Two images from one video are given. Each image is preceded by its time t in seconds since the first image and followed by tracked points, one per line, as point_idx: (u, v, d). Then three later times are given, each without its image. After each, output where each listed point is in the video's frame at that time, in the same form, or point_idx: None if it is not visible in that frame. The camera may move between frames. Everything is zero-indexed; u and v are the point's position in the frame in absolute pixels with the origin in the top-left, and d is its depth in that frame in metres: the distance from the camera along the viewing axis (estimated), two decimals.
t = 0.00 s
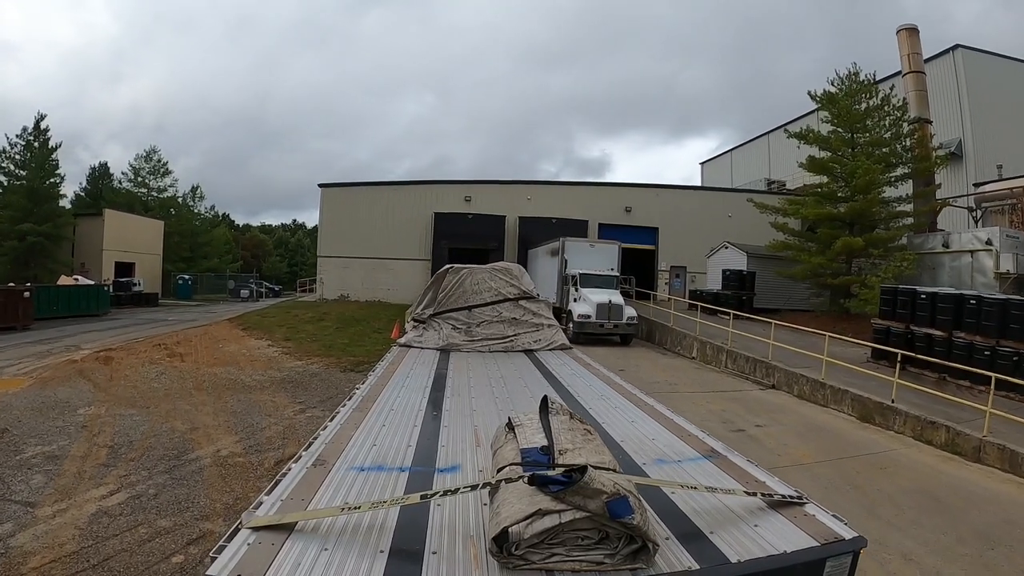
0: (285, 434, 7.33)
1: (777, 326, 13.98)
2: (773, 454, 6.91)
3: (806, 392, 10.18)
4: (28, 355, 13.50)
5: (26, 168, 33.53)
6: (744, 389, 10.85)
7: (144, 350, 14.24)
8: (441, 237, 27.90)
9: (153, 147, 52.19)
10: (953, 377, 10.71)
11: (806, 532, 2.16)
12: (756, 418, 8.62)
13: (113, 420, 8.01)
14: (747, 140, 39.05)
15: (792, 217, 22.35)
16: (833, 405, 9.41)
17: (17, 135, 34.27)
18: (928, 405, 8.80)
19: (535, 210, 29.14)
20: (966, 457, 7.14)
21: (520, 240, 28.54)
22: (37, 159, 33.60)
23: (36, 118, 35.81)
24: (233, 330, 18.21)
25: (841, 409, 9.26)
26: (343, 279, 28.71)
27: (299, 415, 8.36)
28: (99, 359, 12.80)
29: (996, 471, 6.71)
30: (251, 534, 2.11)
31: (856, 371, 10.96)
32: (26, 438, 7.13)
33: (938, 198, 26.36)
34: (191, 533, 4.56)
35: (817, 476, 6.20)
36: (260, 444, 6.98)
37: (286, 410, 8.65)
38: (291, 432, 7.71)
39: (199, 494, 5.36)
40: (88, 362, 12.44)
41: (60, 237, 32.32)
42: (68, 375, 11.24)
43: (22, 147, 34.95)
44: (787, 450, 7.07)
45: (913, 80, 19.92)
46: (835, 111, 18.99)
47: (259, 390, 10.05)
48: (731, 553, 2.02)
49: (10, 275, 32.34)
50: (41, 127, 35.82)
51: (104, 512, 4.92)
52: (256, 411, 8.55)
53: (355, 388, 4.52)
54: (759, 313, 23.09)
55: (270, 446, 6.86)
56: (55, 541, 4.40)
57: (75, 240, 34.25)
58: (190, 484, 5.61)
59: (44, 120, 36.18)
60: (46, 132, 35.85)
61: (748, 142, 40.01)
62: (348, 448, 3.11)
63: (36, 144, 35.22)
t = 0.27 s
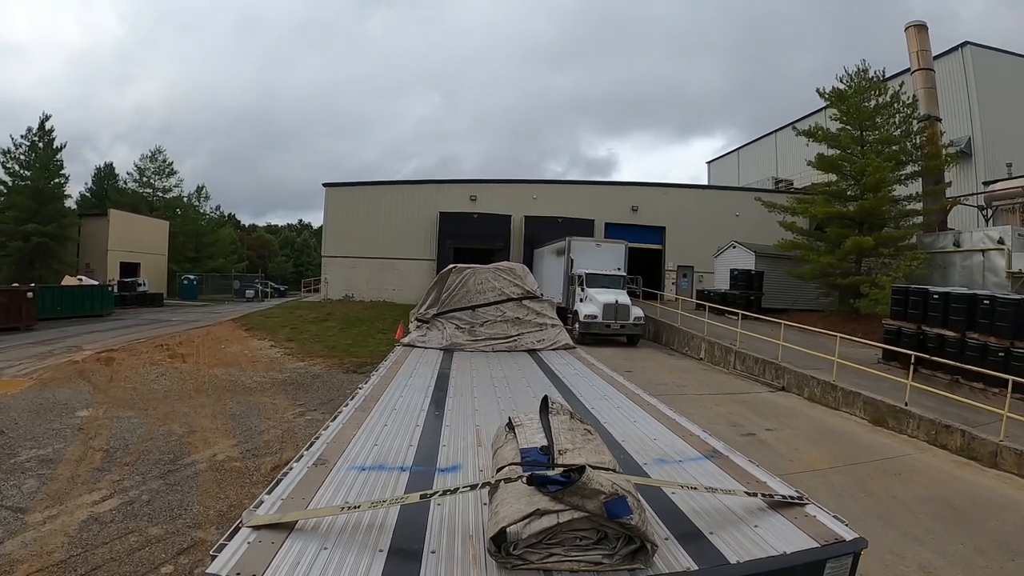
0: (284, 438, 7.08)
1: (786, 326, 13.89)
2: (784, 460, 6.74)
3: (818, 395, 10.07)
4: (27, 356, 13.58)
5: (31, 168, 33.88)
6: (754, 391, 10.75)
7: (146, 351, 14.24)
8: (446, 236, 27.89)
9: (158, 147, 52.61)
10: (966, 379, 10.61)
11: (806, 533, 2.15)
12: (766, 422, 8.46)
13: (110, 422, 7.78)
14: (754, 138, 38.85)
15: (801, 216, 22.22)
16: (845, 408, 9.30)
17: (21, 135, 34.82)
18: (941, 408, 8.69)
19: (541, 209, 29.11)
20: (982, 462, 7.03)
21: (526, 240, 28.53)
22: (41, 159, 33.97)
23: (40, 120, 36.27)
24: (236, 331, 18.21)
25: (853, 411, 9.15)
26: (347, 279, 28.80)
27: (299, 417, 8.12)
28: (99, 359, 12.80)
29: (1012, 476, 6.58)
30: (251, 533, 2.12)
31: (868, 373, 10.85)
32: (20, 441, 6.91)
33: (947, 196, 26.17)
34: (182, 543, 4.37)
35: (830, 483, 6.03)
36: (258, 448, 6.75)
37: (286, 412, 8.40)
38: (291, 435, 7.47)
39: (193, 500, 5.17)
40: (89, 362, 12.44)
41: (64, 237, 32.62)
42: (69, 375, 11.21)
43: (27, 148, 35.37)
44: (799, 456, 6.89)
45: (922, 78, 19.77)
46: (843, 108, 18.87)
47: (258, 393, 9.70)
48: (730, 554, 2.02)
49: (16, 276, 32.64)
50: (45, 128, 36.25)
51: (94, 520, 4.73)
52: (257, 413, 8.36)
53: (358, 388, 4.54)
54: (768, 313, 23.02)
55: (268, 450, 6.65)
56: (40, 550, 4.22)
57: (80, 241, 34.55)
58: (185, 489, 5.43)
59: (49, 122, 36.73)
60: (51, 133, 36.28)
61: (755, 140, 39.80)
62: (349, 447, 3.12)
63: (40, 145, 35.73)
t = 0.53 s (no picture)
0: (284, 441, 6.98)
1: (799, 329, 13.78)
2: (797, 466, 6.49)
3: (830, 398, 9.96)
4: (31, 356, 13.72)
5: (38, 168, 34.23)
6: (766, 394, 10.64)
7: (150, 351, 14.30)
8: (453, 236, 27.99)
9: (165, 147, 53.21)
10: (981, 382, 10.46)
11: (808, 535, 2.13)
12: (777, 425, 8.28)
13: (108, 424, 7.72)
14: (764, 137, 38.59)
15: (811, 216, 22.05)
16: (858, 412, 9.17)
17: (29, 136, 35.05)
18: (956, 412, 8.53)
19: (548, 208, 29.06)
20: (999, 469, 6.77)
21: (533, 239, 28.52)
22: (48, 159, 34.09)
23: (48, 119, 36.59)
24: (241, 331, 18.30)
25: (867, 415, 8.97)
26: (354, 278, 28.93)
27: (300, 419, 8.02)
28: (104, 359, 12.87)
29: None
30: (252, 530, 2.15)
31: (883, 378, 10.71)
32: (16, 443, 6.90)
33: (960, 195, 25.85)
34: (174, 552, 4.31)
35: (844, 492, 5.76)
36: (257, 452, 6.67)
37: (288, 415, 8.29)
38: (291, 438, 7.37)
39: (187, 506, 5.11)
40: (94, 362, 12.50)
41: (71, 237, 33.01)
42: (72, 375, 11.24)
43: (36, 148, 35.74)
44: (812, 462, 6.64)
45: (934, 75, 19.55)
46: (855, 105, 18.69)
47: (260, 395, 9.58)
48: (729, 555, 2.00)
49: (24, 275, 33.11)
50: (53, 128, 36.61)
51: (87, 526, 4.70)
52: (257, 415, 8.27)
53: (363, 387, 4.57)
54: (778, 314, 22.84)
55: (266, 454, 6.57)
56: (31, 556, 4.21)
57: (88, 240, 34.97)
58: (180, 495, 5.37)
59: (57, 121, 36.83)
60: (59, 133, 36.64)
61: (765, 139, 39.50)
62: (352, 446, 3.13)
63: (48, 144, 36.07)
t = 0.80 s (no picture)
0: (284, 446, 6.80)
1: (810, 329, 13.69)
2: (809, 473, 6.29)
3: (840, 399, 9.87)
4: (33, 358, 13.76)
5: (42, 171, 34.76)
6: (777, 396, 10.53)
7: (153, 353, 14.33)
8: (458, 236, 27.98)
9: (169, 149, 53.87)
10: (995, 384, 10.33)
11: (805, 536, 2.12)
12: (787, 428, 8.13)
13: (105, 429, 7.57)
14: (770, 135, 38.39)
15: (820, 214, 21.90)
16: (870, 414, 9.06)
17: (34, 138, 35.59)
18: (970, 413, 8.40)
19: (554, 208, 29.03)
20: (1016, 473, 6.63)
21: (539, 239, 28.49)
22: (53, 161, 34.69)
23: (51, 122, 37.12)
24: (244, 333, 18.32)
25: (879, 417, 8.88)
26: (359, 279, 29.05)
27: (301, 423, 7.84)
28: (106, 361, 12.91)
29: None
30: (251, 529, 2.16)
31: (896, 379, 10.61)
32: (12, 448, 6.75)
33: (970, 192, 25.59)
34: (164, 563, 4.14)
35: (859, 500, 5.53)
36: (255, 457, 6.49)
37: (288, 418, 8.13)
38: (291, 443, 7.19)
39: (182, 514, 4.94)
40: (95, 364, 12.54)
41: (76, 239, 33.54)
42: (73, 377, 11.25)
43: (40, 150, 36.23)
44: (825, 468, 6.45)
45: (942, 72, 19.37)
46: (864, 102, 18.53)
47: (261, 398, 9.44)
48: (726, 556, 2.00)
49: (29, 276, 33.59)
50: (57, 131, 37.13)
51: (76, 534, 4.55)
52: (258, 418, 8.11)
53: (365, 387, 4.58)
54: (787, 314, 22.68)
55: (265, 458, 6.41)
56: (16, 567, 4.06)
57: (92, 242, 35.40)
58: (175, 501, 5.22)
59: (61, 124, 37.51)
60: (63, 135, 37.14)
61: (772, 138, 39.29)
62: (352, 446, 3.14)
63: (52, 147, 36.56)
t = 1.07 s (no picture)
0: (283, 448, 6.79)
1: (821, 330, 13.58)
2: (823, 479, 6.18)
3: (853, 402, 9.76)
4: (36, 357, 13.90)
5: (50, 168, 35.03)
6: (788, 399, 10.44)
7: (157, 352, 14.39)
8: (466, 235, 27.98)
9: (177, 148, 54.34)
10: (1011, 387, 10.18)
11: (807, 539, 2.10)
12: (800, 433, 8.03)
13: (104, 429, 7.63)
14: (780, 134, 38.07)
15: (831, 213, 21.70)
16: (884, 418, 8.95)
17: (41, 136, 35.87)
18: (985, 418, 8.28)
19: (562, 207, 28.97)
20: None
21: (547, 237, 28.43)
22: (61, 160, 34.89)
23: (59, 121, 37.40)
24: (249, 332, 18.43)
25: (893, 422, 8.79)
26: (366, 278, 29.15)
27: (301, 424, 7.83)
28: (110, 359, 12.99)
29: None
30: (253, 526, 2.18)
31: (910, 381, 10.50)
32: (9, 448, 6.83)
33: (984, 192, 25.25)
34: (156, 569, 4.13)
35: (874, 508, 5.42)
36: (254, 459, 6.50)
37: (289, 419, 8.14)
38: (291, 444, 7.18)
39: (176, 518, 4.93)
40: (99, 363, 12.61)
41: (83, 237, 33.81)
42: (76, 376, 11.32)
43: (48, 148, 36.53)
44: (838, 474, 6.35)
45: (954, 69, 19.11)
46: (876, 100, 18.31)
47: (262, 398, 9.46)
48: (727, 558, 1.98)
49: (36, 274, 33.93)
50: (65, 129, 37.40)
51: (70, 538, 4.55)
52: (258, 419, 8.13)
53: (370, 386, 4.60)
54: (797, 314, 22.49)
55: (263, 461, 6.38)
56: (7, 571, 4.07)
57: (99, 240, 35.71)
58: (170, 504, 5.21)
59: (69, 122, 37.77)
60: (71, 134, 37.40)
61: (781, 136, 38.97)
62: (356, 445, 3.16)
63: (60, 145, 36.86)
